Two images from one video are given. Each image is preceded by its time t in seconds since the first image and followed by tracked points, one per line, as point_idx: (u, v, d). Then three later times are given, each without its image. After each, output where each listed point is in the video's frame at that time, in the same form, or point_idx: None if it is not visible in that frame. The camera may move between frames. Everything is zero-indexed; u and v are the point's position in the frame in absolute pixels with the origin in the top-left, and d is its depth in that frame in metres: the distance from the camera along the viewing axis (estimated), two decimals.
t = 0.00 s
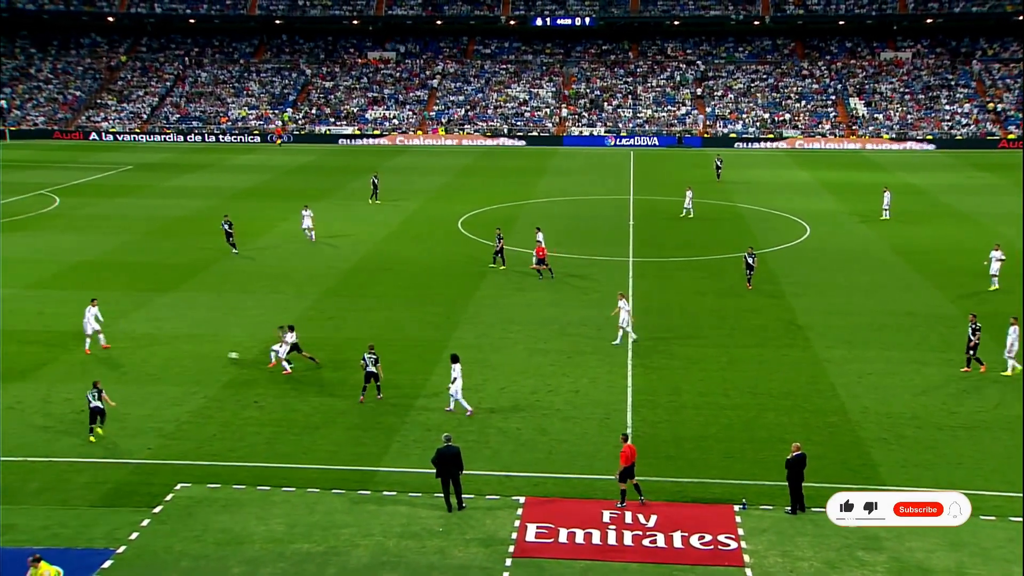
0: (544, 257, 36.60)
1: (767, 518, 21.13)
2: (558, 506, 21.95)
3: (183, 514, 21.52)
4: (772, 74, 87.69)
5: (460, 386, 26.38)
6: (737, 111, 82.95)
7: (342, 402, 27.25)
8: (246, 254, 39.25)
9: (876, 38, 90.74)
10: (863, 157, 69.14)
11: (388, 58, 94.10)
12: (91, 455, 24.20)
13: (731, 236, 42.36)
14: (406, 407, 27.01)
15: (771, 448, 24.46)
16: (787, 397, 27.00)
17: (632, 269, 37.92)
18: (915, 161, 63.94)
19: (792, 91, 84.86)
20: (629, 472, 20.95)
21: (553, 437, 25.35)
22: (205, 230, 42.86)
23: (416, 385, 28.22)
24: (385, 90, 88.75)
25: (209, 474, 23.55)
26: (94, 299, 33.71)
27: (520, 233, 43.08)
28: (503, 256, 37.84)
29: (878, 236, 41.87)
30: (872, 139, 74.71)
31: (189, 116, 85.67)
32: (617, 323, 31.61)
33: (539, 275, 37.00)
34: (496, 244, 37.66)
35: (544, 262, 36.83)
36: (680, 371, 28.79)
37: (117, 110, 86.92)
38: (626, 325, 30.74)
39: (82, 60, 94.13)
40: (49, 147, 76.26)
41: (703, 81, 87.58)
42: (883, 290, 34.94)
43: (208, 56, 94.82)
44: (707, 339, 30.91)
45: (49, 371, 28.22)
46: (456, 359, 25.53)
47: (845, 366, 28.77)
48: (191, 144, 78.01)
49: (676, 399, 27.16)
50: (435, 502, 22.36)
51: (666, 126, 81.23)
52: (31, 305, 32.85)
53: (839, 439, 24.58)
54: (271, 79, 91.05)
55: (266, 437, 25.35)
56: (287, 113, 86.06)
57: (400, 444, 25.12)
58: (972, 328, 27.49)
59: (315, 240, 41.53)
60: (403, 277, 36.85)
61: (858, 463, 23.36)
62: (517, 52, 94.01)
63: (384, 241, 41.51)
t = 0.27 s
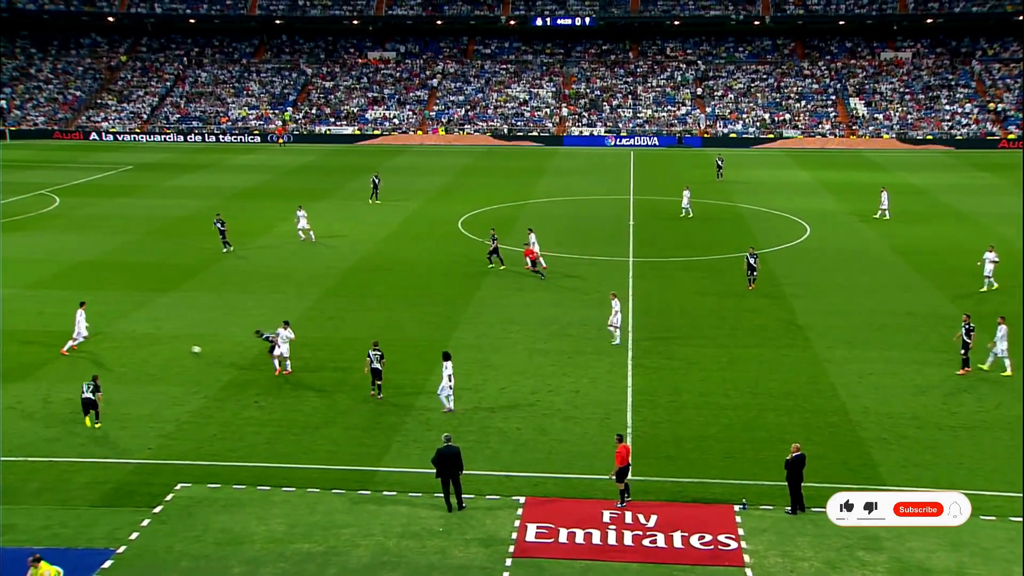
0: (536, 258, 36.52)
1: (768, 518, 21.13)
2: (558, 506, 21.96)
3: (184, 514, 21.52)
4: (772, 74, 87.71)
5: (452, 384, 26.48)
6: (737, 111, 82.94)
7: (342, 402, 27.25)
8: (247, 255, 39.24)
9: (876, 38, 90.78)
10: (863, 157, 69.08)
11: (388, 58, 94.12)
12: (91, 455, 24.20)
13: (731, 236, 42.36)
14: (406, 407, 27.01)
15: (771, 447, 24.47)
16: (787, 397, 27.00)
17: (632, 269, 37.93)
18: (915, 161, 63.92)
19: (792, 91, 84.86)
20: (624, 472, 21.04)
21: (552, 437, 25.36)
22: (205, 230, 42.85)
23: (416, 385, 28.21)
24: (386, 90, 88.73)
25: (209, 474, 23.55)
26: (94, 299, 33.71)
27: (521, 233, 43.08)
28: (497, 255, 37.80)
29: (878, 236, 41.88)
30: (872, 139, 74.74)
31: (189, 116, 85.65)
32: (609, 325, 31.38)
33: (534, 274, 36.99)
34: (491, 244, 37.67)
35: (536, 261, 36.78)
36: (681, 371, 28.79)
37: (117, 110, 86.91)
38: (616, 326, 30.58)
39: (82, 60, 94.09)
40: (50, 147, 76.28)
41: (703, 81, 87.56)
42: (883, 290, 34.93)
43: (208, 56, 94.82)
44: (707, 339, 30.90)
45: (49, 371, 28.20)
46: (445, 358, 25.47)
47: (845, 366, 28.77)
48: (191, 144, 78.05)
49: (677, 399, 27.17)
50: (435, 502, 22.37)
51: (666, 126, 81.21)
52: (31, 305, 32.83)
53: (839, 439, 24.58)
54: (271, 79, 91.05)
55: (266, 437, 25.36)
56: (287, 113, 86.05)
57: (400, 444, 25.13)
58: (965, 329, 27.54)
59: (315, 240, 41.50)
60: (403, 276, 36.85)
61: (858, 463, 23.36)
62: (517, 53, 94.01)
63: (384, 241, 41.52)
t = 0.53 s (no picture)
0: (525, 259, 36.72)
1: (773, 519, 21.10)
2: (564, 506, 21.96)
3: (189, 514, 21.55)
4: (778, 74, 87.58)
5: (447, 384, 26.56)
6: (743, 111, 82.82)
7: (348, 402, 27.29)
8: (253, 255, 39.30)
9: (882, 38, 90.62)
10: (870, 157, 68.92)
11: (394, 58, 94.15)
12: (97, 455, 24.25)
13: (736, 237, 42.29)
14: (411, 407, 27.02)
15: (776, 448, 24.43)
16: (793, 397, 26.97)
17: (637, 270, 37.90)
18: (921, 161, 63.77)
19: (798, 91, 84.74)
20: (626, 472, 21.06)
21: (558, 438, 25.36)
22: (212, 230, 42.91)
23: (421, 385, 28.23)
24: (391, 90, 88.77)
25: (214, 474, 23.58)
26: (100, 298, 33.77)
27: (526, 234, 43.09)
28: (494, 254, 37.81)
29: (884, 237, 41.80)
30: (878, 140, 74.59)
31: (196, 116, 85.78)
32: (602, 324, 31.48)
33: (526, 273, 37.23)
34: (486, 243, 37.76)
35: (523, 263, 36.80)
36: (686, 372, 28.77)
37: (124, 110, 87.05)
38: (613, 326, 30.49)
39: (89, 60, 94.28)
40: (58, 147, 76.47)
41: (708, 82, 87.44)
42: (888, 291, 34.87)
43: (214, 56, 94.95)
44: (712, 340, 30.87)
45: (56, 370, 28.25)
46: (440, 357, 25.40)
47: (851, 367, 28.72)
48: (197, 144, 78.19)
49: (682, 400, 27.15)
50: (440, 501, 22.38)
51: (671, 126, 81.13)
52: (38, 305, 32.89)
53: (845, 440, 24.54)
54: (277, 79, 91.15)
55: (272, 436, 25.40)
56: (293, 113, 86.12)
57: (405, 444, 25.15)
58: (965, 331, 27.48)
59: (320, 240, 41.55)
60: (409, 277, 36.85)
61: (864, 464, 23.32)
62: (523, 53, 93.99)
63: (390, 241, 41.55)
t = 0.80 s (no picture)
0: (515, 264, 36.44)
1: (787, 522, 21.03)
2: (577, 508, 21.94)
3: (204, 514, 21.63)
4: (793, 76, 87.33)
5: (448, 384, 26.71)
6: (758, 113, 82.57)
7: (362, 403, 27.34)
8: (267, 256, 39.42)
9: (898, 40, 90.24)
10: (886, 159, 68.56)
11: (409, 60, 94.31)
12: (113, 454, 24.38)
13: (750, 239, 42.17)
14: (424, 409, 27.07)
15: (791, 451, 24.35)
16: (807, 400, 26.88)
17: (651, 272, 37.84)
18: (937, 163, 63.42)
19: (813, 93, 84.44)
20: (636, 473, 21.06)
21: (572, 440, 25.34)
22: (227, 231, 43.10)
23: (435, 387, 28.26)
24: (406, 92, 88.89)
25: (228, 474, 23.66)
26: (116, 299, 33.92)
27: (540, 235, 43.08)
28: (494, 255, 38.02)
29: (899, 239, 41.61)
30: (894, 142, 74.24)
31: (211, 117, 86.11)
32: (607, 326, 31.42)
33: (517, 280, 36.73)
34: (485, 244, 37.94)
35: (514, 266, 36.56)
36: (701, 374, 28.70)
37: (140, 112, 87.42)
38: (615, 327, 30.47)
39: (106, 61, 94.77)
40: (74, 149, 76.91)
41: (723, 83, 87.22)
42: (904, 293, 34.71)
43: (229, 57, 95.31)
44: (726, 342, 30.78)
45: (73, 370, 28.39)
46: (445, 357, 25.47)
47: (866, 369, 28.60)
48: (213, 145, 78.52)
49: (696, 402, 27.08)
50: (453, 503, 22.40)
51: (686, 128, 80.94)
52: (55, 305, 33.06)
53: (860, 443, 24.44)
54: (292, 80, 91.43)
55: (286, 437, 25.47)
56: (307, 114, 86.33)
57: (419, 446, 25.18)
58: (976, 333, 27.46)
59: (335, 242, 41.65)
60: (423, 278, 36.91)
61: (879, 468, 23.22)
62: (537, 54, 93.99)
63: (404, 243, 41.61)
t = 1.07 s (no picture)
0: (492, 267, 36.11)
1: (791, 527, 20.99)
2: (581, 512, 21.92)
3: (208, 517, 21.64)
4: (797, 80, 87.35)
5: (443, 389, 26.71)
6: (762, 117, 82.53)
7: (366, 407, 27.36)
8: (272, 260, 39.45)
9: (902, 44, 90.24)
10: (890, 163, 68.50)
11: (413, 64, 94.48)
12: (118, 458, 24.40)
13: (754, 243, 42.14)
14: (428, 413, 27.06)
15: (795, 456, 24.30)
16: (811, 405, 26.84)
17: (655, 276, 37.83)
18: (941, 168, 63.36)
19: (817, 98, 84.43)
20: (636, 476, 21.10)
21: (576, 444, 25.32)
22: (231, 235, 43.14)
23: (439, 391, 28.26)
24: (410, 96, 89.00)
25: (232, 478, 23.66)
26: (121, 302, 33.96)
27: (544, 239, 43.10)
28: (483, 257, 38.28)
29: (903, 243, 41.58)
30: (898, 146, 74.22)
31: (216, 121, 86.23)
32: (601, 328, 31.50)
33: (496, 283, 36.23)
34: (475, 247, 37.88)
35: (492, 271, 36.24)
36: (705, 379, 28.67)
37: (145, 116, 87.53)
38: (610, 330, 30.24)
39: (111, 66, 95.00)
40: (80, 153, 77.04)
41: (727, 88, 87.21)
42: (908, 298, 34.67)
43: (234, 62, 95.53)
44: (731, 347, 30.74)
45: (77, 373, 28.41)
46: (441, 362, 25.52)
47: (870, 374, 28.56)
48: (217, 149, 78.69)
49: (700, 406, 27.06)
50: (457, 507, 22.39)
51: (690, 132, 80.91)
52: (60, 308, 33.10)
53: (864, 448, 24.39)
54: (296, 85, 91.60)
55: (290, 441, 25.49)
56: (312, 118, 86.42)
57: (423, 449, 25.19)
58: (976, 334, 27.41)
59: (339, 246, 41.70)
60: (427, 282, 36.91)
61: (884, 472, 23.18)
62: (541, 59, 94.08)
63: (408, 247, 41.64)
